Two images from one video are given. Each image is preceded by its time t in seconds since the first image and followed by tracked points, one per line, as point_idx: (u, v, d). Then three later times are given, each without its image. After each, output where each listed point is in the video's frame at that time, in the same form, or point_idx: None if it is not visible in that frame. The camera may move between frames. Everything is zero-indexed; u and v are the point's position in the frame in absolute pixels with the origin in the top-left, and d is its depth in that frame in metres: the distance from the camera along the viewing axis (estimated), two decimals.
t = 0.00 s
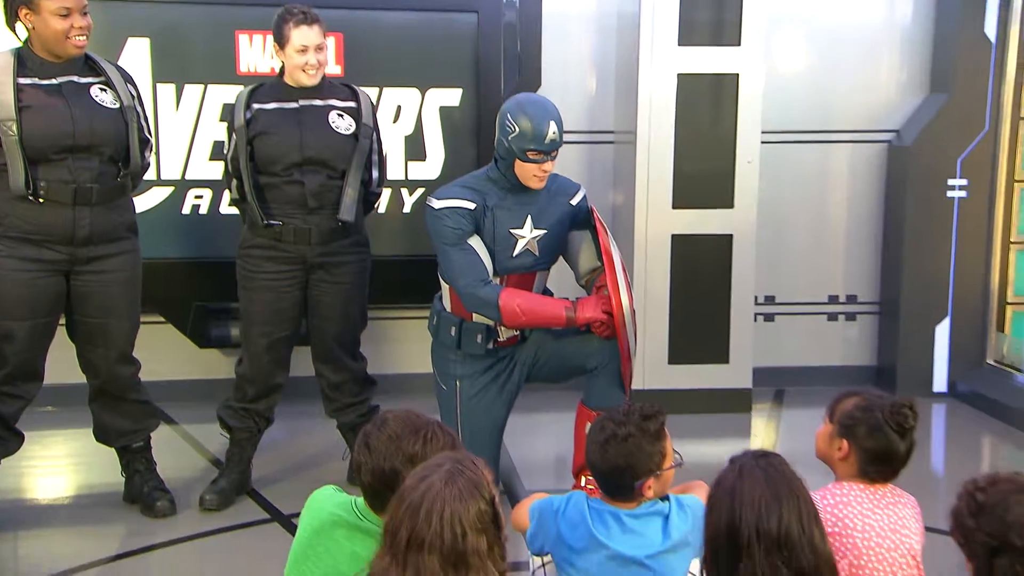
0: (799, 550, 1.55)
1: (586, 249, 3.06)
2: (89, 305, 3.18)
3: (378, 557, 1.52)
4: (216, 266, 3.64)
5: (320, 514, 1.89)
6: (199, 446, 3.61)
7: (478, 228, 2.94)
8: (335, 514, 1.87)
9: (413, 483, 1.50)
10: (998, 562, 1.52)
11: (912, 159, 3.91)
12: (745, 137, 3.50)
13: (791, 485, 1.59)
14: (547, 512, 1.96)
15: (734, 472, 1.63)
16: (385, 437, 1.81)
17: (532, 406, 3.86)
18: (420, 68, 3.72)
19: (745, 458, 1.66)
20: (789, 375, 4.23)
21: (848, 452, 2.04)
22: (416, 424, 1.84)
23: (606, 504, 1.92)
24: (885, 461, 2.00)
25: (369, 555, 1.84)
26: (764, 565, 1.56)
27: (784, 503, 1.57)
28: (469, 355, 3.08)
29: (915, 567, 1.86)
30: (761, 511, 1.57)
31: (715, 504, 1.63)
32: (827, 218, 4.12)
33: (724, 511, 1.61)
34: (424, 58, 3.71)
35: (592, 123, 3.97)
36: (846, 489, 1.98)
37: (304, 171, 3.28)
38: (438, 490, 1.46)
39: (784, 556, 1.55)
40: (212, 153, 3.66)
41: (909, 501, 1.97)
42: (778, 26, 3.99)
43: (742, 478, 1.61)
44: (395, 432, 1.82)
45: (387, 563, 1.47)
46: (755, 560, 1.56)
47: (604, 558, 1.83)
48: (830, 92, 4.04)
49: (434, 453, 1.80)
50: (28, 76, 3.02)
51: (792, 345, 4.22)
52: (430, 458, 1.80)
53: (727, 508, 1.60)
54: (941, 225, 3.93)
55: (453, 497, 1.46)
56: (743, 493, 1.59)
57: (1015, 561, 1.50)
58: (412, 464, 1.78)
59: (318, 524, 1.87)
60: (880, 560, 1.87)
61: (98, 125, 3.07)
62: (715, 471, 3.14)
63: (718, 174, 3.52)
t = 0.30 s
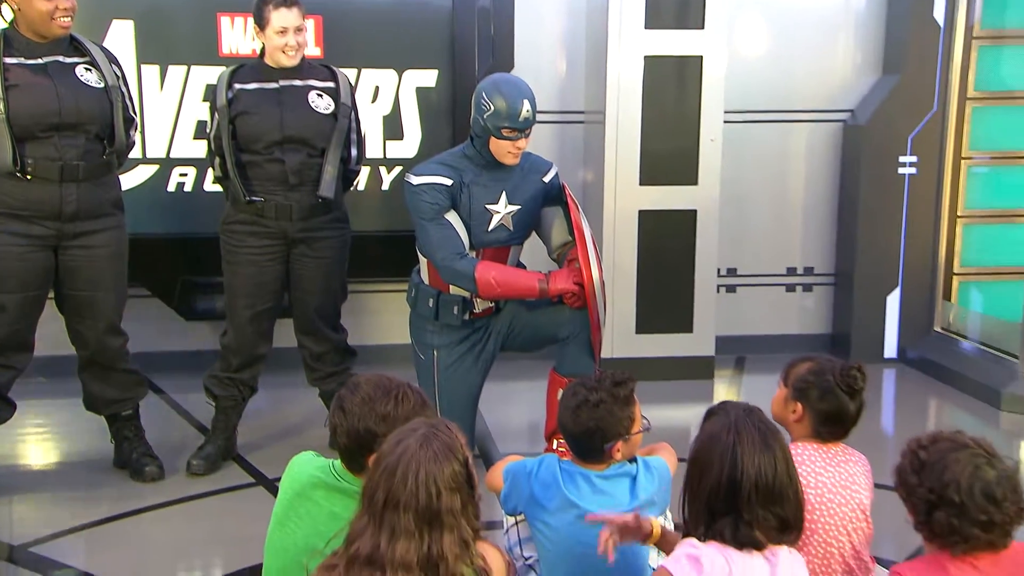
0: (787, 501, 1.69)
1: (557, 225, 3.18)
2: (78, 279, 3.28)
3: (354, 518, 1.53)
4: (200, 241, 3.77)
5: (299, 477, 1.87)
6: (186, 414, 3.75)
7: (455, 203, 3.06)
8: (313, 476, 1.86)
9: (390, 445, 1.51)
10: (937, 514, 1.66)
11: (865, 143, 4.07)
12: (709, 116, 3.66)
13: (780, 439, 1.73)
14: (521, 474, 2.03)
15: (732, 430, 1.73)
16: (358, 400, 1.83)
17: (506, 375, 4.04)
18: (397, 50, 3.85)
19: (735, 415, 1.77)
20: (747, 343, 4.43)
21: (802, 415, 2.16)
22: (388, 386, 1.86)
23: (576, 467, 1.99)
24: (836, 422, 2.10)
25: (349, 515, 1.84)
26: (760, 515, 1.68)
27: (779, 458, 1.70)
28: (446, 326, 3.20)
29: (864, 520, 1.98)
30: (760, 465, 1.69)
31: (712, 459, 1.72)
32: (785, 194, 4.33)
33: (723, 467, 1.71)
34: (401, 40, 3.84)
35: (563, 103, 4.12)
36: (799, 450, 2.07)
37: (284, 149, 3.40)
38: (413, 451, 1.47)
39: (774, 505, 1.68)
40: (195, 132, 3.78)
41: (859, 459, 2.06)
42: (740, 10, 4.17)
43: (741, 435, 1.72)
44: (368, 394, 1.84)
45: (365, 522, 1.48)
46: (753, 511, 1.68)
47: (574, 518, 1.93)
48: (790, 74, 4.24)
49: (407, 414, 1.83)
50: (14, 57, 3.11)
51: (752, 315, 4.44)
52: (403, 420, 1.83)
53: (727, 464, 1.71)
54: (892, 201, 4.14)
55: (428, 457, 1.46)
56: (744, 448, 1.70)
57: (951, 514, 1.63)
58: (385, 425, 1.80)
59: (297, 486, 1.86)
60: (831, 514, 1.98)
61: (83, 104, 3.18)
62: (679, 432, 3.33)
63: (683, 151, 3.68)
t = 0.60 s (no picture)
0: (758, 464, 1.87)
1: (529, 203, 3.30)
2: (64, 255, 3.37)
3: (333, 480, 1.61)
4: (185, 219, 3.87)
5: (279, 446, 1.93)
6: (173, 386, 3.87)
7: (430, 178, 3.19)
8: (293, 445, 1.92)
9: (366, 412, 1.59)
10: (892, 473, 1.79)
11: (825, 118, 4.27)
12: (678, 98, 3.81)
13: (753, 404, 1.90)
14: (496, 441, 2.10)
15: (712, 395, 1.89)
16: (338, 369, 1.91)
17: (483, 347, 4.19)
18: (376, 33, 3.95)
19: (715, 379, 1.92)
20: (715, 315, 4.63)
21: (763, 384, 2.24)
22: (366, 356, 1.96)
23: (550, 433, 2.08)
24: (797, 391, 2.21)
25: (328, 480, 1.89)
26: (731, 476, 1.86)
27: (753, 423, 1.88)
28: (423, 299, 3.33)
29: (821, 480, 2.12)
30: (738, 430, 1.85)
31: (692, 421, 1.88)
32: (751, 173, 4.50)
33: (702, 430, 1.87)
34: (380, 23, 3.95)
35: (537, 84, 4.24)
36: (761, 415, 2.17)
37: (266, 129, 3.50)
38: (386, 416, 1.55)
39: (746, 467, 1.86)
40: (179, 112, 3.87)
41: (817, 423, 2.20)
42: None
43: (722, 400, 1.87)
44: (347, 363, 1.93)
45: (341, 482, 1.56)
46: (725, 472, 1.86)
47: (547, 481, 1.99)
48: (755, 57, 4.39)
49: (384, 383, 1.92)
50: None
51: (719, 288, 4.62)
52: (381, 388, 1.92)
53: (706, 426, 1.87)
54: (850, 178, 4.34)
55: (399, 422, 1.54)
56: (724, 413, 1.86)
57: (905, 471, 1.77)
58: (364, 393, 1.89)
59: (277, 455, 1.92)
60: (790, 476, 2.11)
61: (67, 83, 3.23)
62: (648, 399, 3.50)
63: (652, 132, 3.83)
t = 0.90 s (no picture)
0: (722, 431, 1.98)
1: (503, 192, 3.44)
2: (51, 241, 3.44)
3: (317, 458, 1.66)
4: (170, 205, 3.97)
5: (260, 426, 1.96)
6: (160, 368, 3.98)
7: (407, 164, 3.30)
8: (275, 424, 1.96)
9: (350, 390, 1.63)
10: (852, 442, 1.80)
11: (789, 107, 4.42)
12: (648, 88, 3.95)
13: (717, 375, 2.01)
14: (472, 419, 2.16)
15: (678, 366, 1.99)
16: (319, 349, 1.97)
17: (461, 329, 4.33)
18: (356, 24, 4.06)
19: (680, 352, 2.03)
20: (684, 297, 4.79)
21: (732, 362, 2.37)
22: (347, 336, 2.02)
23: (523, 410, 2.16)
24: (765, 368, 2.34)
25: (310, 455, 1.93)
26: (697, 443, 1.96)
27: (716, 392, 1.99)
28: (402, 283, 3.44)
29: (783, 452, 2.26)
30: (702, 399, 1.97)
31: (659, 392, 2.00)
32: (720, 160, 4.65)
33: (669, 400, 1.98)
34: (360, 14, 4.05)
35: (513, 74, 4.36)
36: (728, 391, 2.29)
37: (248, 117, 3.60)
38: (370, 396, 1.59)
39: (711, 434, 1.97)
40: (164, 102, 3.96)
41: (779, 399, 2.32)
42: None
43: (686, 371, 1.99)
44: (328, 342, 1.99)
45: (325, 461, 1.61)
46: (691, 439, 1.96)
47: (522, 457, 2.06)
48: (724, 48, 4.54)
49: (364, 359, 1.98)
50: None
51: (688, 270, 4.79)
52: (362, 364, 1.98)
53: (671, 397, 1.98)
54: (814, 166, 4.50)
55: (384, 402, 1.59)
56: (688, 383, 1.97)
57: (865, 441, 1.78)
58: (346, 370, 1.96)
59: (259, 434, 1.96)
60: (756, 449, 2.24)
61: (52, 72, 3.30)
62: (620, 377, 3.65)
63: (624, 121, 3.96)
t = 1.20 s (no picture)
0: (684, 403, 2.03)
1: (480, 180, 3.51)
2: (39, 232, 3.52)
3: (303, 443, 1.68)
4: (157, 197, 4.06)
5: (244, 410, 1.97)
6: (147, 355, 4.08)
7: (387, 156, 3.42)
8: (258, 409, 1.96)
9: (336, 374, 1.66)
10: (817, 422, 1.87)
11: (757, 102, 4.58)
12: (621, 83, 4.09)
13: (680, 352, 2.07)
14: (451, 402, 2.28)
15: (642, 344, 2.05)
16: (301, 333, 2.00)
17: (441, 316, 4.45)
18: (337, 21, 4.16)
19: (645, 331, 2.08)
20: (657, 285, 4.95)
21: (702, 346, 2.48)
22: (326, 320, 2.05)
23: (500, 394, 2.27)
24: (731, 352, 2.45)
25: (294, 439, 1.94)
26: (661, 416, 2.02)
27: (677, 366, 2.04)
28: (382, 271, 3.56)
29: (748, 433, 2.40)
30: (664, 374, 2.02)
31: (623, 368, 2.05)
32: (691, 152, 4.81)
33: (632, 375, 2.04)
34: (341, 11, 4.16)
35: (490, 69, 4.49)
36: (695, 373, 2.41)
37: (232, 111, 3.69)
38: (358, 381, 1.62)
39: (674, 406, 2.02)
40: (150, 96, 4.06)
41: (744, 380, 2.45)
42: None
43: (648, 347, 2.04)
44: (308, 326, 2.02)
45: (314, 445, 1.62)
46: (655, 412, 2.01)
47: (499, 438, 2.18)
48: (694, 44, 4.69)
49: (345, 343, 2.03)
50: None
51: (660, 259, 4.94)
52: (342, 348, 2.03)
53: (635, 372, 2.03)
54: (782, 158, 4.67)
55: (372, 387, 1.62)
56: (651, 359, 2.03)
57: (829, 421, 1.85)
58: (330, 352, 1.99)
59: (243, 419, 1.96)
60: (721, 428, 2.37)
61: (39, 67, 3.37)
62: (594, 361, 3.79)
63: (598, 114, 4.10)
